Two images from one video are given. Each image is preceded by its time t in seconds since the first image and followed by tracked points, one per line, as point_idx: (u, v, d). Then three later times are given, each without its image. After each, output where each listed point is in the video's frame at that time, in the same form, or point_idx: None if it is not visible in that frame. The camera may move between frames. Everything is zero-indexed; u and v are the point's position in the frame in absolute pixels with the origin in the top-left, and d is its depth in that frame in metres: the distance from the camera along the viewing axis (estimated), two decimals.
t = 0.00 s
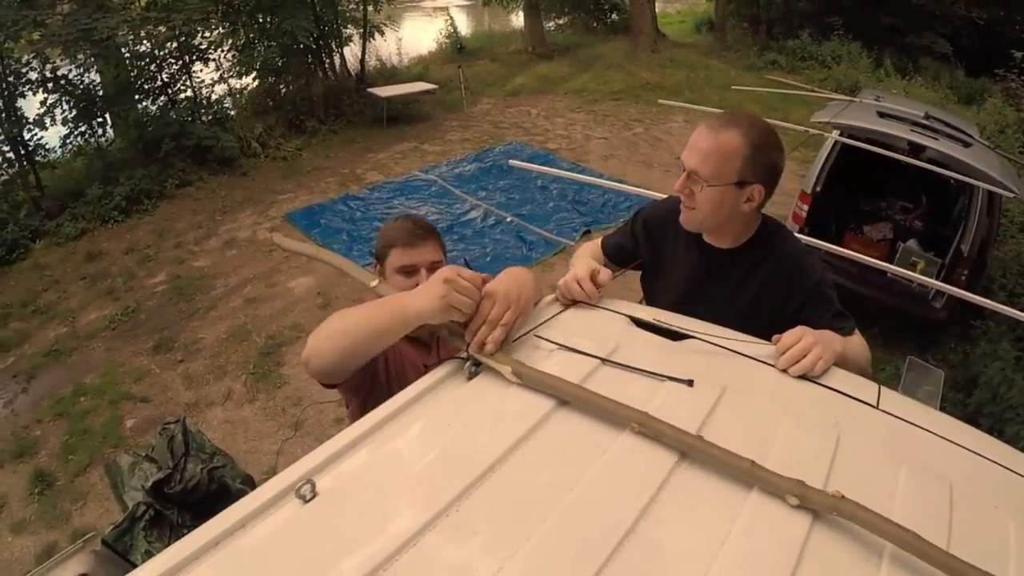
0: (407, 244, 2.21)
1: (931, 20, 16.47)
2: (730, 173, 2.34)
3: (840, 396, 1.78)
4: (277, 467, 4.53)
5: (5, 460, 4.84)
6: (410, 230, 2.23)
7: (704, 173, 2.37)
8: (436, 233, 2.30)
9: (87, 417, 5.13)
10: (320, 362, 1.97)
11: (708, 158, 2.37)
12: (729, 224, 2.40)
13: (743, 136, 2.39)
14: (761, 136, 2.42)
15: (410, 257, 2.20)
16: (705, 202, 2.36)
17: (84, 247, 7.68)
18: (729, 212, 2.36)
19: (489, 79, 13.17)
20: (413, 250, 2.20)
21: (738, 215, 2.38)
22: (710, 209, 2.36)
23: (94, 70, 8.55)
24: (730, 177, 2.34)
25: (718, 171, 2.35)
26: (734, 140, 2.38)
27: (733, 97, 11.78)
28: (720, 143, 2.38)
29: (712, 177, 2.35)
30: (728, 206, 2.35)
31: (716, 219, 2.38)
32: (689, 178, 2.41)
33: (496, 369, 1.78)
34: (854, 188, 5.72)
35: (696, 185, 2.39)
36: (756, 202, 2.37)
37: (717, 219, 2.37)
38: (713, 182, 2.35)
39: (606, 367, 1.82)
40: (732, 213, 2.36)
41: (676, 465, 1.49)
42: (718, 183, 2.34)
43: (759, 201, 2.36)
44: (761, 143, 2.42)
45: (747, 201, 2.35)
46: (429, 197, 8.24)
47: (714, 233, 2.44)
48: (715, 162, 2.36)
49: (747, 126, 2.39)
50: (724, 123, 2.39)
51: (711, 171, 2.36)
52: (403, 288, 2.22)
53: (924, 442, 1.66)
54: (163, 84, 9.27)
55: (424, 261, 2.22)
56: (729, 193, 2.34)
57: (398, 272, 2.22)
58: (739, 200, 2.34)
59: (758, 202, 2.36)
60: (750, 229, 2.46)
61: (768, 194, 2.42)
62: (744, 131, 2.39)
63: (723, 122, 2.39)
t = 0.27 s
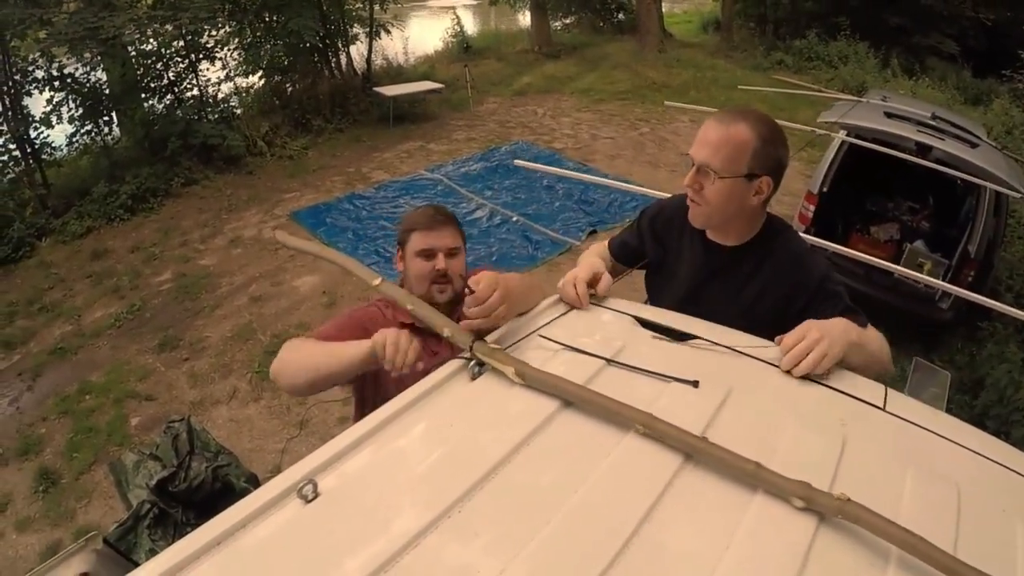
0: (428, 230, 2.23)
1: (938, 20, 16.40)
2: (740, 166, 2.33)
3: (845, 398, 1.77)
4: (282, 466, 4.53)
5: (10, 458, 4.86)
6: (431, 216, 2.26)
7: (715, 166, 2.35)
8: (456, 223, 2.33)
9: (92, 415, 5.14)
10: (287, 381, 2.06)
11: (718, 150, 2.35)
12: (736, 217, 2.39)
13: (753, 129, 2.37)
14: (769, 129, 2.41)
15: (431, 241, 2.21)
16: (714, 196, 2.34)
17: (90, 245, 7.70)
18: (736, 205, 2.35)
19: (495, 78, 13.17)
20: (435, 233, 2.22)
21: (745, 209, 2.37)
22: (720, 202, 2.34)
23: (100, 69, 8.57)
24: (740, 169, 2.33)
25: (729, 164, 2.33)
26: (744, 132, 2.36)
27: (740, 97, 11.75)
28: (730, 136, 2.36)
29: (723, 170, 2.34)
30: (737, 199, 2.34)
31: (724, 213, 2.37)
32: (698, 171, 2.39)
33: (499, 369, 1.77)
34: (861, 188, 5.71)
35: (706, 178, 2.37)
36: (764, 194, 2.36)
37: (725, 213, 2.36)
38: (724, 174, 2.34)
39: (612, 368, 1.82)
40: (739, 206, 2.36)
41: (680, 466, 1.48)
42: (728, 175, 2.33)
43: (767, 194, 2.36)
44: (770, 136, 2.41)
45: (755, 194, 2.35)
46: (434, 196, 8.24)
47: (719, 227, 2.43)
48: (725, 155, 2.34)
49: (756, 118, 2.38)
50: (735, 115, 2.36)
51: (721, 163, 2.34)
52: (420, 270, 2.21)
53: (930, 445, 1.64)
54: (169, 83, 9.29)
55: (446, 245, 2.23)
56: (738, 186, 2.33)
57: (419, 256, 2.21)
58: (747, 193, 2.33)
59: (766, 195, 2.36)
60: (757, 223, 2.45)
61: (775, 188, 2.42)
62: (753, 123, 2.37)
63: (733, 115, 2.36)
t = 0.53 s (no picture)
0: (454, 219, 2.25)
1: (943, 20, 16.36)
2: (771, 157, 2.33)
3: (851, 399, 1.76)
4: (285, 465, 4.53)
5: (14, 456, 4.87)
6: (457, 206, 2.27)
7: (748, 152, 2.34)
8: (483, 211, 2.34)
9: (96, 413, 5.15)
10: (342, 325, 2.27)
11: (751, 138, 2.34)
12: (754, 207, 2.40)
13: (785, 126, 2.38)
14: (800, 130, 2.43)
15: (457, 231, 2.24)
16: (740, 181, 2.34)
17: (94, 243, 7.71)
18: (758, 194, 2.36)
19: (500, 78, 13.16)
20: (461, 224, 2.24)
21: (765, 201, 2.39)
22: (743, 189, 2.34)
23: (106, 68, 8.57)
24: (771, 160, 2.33)
25: (760, 153, 2.33)
26: (777, 126, 2.37)
27: (745, 97, 11.73)
28: (764, 128, 2.36)
29: (754, 158, 2.33)
30: (760, 189, 2.35)
31: (745, 202, 2.37)
32: (728, 156, 2.37)
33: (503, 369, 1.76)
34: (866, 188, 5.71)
35: (734, 163, 2.36)
36: (784, 190, 2.39)
37: (747, 201, 2.36)
38: (753, 163, 2.33)
39: (616, 368, 1.81)
40: (761, 196, 2.37)
41: (684, 468, 1.47)
42: (758, 165, 2.32)
43: (785, 191, 2.39)
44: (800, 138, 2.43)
45: (776, 188, 2.37)
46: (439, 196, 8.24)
47: (735, 216, 2.44)
48: (758, 143, 2.33)
49: (791, 118, 2.40)
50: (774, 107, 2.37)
51: (754, 151, 2.33)
52: (445, 258, 2.27)
53: (936, 448, 1.63)
54: (175, 82, 9.29)
55: (472, 235, 2.26)
56: (764, 176, 2.34)
57: (443, 244, 2.26)
58: (771, 184, 2.35)
59: (785, 192, 2.39)
60: (770, 219, 2.47)
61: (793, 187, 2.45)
62: (789, 121, 2.38)
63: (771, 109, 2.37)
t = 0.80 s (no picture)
0: (489, 221, 2.32)
1: (948, 22, 16.32)
2: (767, 160, 2.27)
3: (857, 401, 1.75)
4: (288, 464, 4.54)
5: (18, 453, 4.88)
6: (491, 208, 2.31)
7: (742, 160, 2.27)
8: (522, 212, 2.39)
9: (99, 411, 5.15)
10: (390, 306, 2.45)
11: (744, 145, 2.26)
12: (757, 211, 2.36)
13: (773, 122, 2.31)
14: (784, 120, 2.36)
15: (491, 233, 2.32)
16: (740, 190, 2.29)
17: (98, 242, 7.72)
18: (759, 198, 2.32)
19: (505, 78, 13.16)
20: (494, 228, 2.31)
21: (765, 202, 2.35)
22: (745, 197, 2.30)
23: (111, 66, 8.59)
24: (767, 163, 2.27)
25: (756, 157, 2.27)
26: (766, 126, 2.29)
27: (750, 97, 11.72)
28: (754, 129, 2.28)
29: (750, 164, 2.27)
30: (761, 193, 2.30)
31: (747, 208, 2.33)
32: (723, 165, 2.31)
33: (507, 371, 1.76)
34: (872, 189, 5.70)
35: (731, 172, 2.30)
36: (781, 187, 2.35)
37: (749, 207, 2.32)
38: (751, 168, 2.27)
39: (621, 369, 1.81)
40: (762, 199, 2.33)
41: (689, 470, 1.47)
42: (757, 170, 2.27)
43: (784, 188, 2.35)
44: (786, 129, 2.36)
45: (775, 187, 2.33)
46: (443, 196, 8.24)
47: (736, 221, 2.39)
48: (752, 149, 2.26)
49: (776, 112, 2.32)
50: (758, 107, 2.28)
51: (749, 157, 2.26)
52: (478, 260, 2.37)
53: (942, 452, 1.62)
54: (180, 81, 9.29)
55: (505, 238, 2.33)
56: (762, 180, 2.29)
57: (477, 244, 2.35)
58: (770, 186, 2.31)
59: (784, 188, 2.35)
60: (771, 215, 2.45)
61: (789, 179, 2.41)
62: (775, 116, 2.31)
63: (756, 108, 2.28)
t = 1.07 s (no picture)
0: (487, 226, 2.30)
1: (953, 23, 16.28)
2: (752, 168, 2.22)
3: (860, 401, 1.74)
4: (291, 463, 4.54)
5: (21, 451, 4.89)
6: (489, 213, 2.29)
7: (726, 168, 2.23)
8: (522, 214, 2.36)
9: (103, 409, 5.16)
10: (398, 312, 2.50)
11: (726, 154, 2.23)
12: (744, 217, 2.32)
13: (758, 127, 2.26)
14: (773, 126, 2.30)
15: (490, 238, 2.31)
16: (724, 199, 2.26)
17: (102, 240, 7.74)
18: (746, 205, 2.27)
19: (509, 78, 13.16)
20: (492, 234, 2.30)
21: (754, 208, 2.30)
22: (729, 206, 2.27)
23: (115, 65, 8.61)
24: (753, 171, 2.22)
25: (740, 166, 2.22)
26: (750, 132, 2.25)
27: (754, 98, 11.70)
28: (736, 137, 2.24)
29: (734, 173, 2.22)
30: (746, 201, 2.26)
31: (734, 214, 2.29)
32: (707, 174, 2.28)
33: (511, 370, 1.75)
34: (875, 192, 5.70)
35: (714, 181, 2.27)
36: (772, 193, 2.29)
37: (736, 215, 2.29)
38: (735, 177, 2.23)
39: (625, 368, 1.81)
40: (749, 206, 2.28)
41: (696, 467, 1.47)
42: (741, 179, 2.22)
43: (774, 194, 2.29)
44: (775, 133, 2.30)
45: (764, 193, 2.27)
46: (447, 195, 8.24)
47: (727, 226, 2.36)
48: (734, 158, 2.21)
49: (761, 118, 2.27)
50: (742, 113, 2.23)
51: (731, 166, 2.22)
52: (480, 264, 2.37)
53: (947, 452, 1.62)
54: (184, 80, 9.31)
55: (504, 242, 2.32)
56: (747, 187, 2.24)
57: (478, 250, 2.35)
58: (756, 193, 2.25)
59: (773, 195, 2.29)
60: (766, 220, 2.39)
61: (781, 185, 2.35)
62: (761, 121, 2.26)
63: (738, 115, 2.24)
